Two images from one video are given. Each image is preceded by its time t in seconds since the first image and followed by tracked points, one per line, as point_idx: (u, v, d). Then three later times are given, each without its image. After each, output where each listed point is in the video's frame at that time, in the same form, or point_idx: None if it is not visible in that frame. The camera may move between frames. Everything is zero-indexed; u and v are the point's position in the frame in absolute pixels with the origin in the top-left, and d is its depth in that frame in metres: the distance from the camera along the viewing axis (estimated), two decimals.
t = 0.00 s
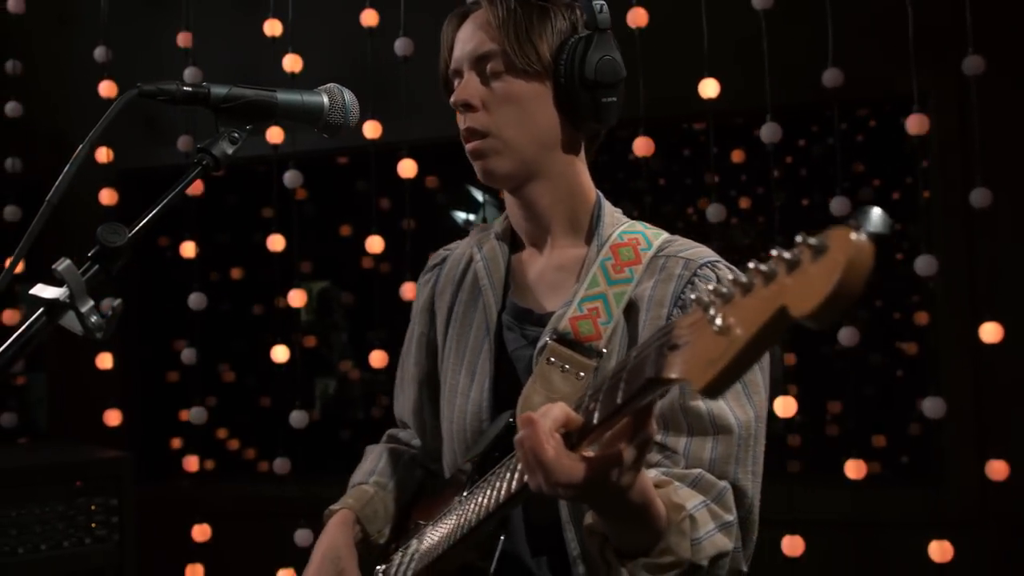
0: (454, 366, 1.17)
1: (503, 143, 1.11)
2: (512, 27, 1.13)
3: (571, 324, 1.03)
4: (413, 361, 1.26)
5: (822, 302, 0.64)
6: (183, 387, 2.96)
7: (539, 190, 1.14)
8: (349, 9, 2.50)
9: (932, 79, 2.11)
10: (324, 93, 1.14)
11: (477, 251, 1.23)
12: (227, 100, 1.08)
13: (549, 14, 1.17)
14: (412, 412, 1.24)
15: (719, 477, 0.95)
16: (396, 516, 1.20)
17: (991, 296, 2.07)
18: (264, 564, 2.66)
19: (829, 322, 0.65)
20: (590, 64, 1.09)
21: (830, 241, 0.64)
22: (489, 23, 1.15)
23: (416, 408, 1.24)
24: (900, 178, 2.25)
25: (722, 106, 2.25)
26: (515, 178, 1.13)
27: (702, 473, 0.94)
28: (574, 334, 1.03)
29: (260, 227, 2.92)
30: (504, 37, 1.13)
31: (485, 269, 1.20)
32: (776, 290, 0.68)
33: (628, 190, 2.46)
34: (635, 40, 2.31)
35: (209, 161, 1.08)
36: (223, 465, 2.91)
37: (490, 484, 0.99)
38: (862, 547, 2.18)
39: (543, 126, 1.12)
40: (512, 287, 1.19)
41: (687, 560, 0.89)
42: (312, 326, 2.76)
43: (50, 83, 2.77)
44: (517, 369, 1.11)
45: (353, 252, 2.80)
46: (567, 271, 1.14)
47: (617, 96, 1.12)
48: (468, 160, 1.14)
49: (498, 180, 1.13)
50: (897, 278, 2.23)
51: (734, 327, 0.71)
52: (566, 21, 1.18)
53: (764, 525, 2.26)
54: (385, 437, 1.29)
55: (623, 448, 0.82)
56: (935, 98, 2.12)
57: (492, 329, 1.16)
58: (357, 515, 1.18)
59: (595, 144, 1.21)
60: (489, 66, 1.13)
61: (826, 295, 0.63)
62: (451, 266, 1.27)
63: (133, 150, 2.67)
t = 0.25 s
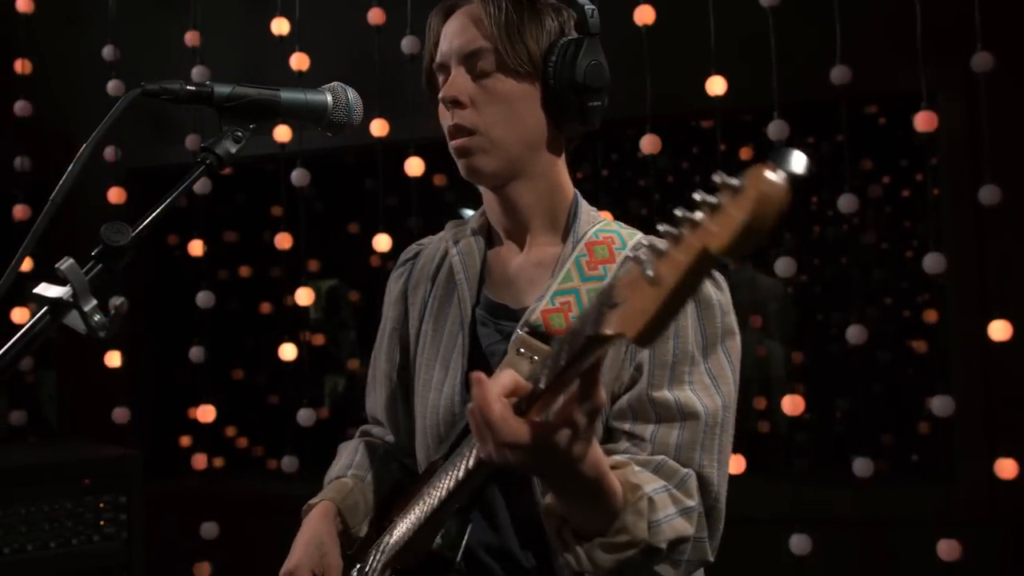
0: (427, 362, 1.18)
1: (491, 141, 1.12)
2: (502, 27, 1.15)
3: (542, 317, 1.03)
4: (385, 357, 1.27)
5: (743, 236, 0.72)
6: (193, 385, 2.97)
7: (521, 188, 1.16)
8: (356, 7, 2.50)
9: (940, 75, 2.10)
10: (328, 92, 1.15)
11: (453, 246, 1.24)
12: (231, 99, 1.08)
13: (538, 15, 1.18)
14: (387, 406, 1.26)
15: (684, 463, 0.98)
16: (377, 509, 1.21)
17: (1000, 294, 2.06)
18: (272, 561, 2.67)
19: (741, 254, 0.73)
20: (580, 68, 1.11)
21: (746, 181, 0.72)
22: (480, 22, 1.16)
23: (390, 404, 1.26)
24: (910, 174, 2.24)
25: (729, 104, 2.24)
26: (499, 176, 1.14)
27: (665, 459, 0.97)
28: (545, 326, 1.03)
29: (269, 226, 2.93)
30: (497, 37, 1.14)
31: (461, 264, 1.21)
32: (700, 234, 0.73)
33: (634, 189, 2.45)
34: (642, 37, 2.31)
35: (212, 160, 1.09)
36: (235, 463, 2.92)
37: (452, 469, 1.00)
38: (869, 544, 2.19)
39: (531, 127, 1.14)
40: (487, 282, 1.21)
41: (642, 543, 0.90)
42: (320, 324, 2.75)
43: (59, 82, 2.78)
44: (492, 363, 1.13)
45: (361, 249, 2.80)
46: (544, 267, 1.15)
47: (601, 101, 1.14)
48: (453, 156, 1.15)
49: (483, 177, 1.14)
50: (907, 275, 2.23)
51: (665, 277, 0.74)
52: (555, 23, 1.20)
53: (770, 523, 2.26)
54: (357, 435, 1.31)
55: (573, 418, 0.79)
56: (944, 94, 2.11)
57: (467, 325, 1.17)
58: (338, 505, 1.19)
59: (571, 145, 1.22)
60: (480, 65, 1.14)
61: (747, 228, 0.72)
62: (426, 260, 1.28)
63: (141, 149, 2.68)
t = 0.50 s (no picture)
0: (414, 362, 1.18)
1: (470, 145, 1.11)
2: (476, 32, 1.13)
3: (524, 312, 1.00)
4: (372, 361, 1.27)
5: (696, 206, 0.69)
6: (200, 384, 2.97)
7: (501, 189, 1.15)
8: (364, 6, 2.50)
9: (949, 74, 2.09)
10: (331, 91, 1.15)
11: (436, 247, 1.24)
12: (234, 99, 1.09)
13: (511, 16, 1.16)
14: (376, 409, 1.26)
15: (668, 452, 0.96)
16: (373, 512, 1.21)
17: (1010, 293, 2.05)
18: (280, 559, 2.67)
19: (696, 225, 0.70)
20: (555, 69, 1.08)
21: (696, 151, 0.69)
22: (453, 27, 1.14)
23: (379, 406, 1.26)
24: (920, 173, 2.23)
25: (738, 102, 2.24)
26: (480, 180, 1.13)
27: (648, 449, 0.95)
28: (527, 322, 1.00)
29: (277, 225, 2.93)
30: (472, 42, 1.12)
31: (445, 263, 1.21)
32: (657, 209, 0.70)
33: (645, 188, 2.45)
34: (649, 36, 2.30)
35: (215, 160, 1.09)
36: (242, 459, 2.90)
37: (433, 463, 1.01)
38: (877, 544, 2.18)
39: (509, 130, 1.12)
40: (470, 281, 1.21)
41: (624, 532, 0.87)
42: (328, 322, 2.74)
43: (68, 81, 2.79)
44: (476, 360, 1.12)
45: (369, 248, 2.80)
46: (525, 265, 1.15)
47: (579, 100, 1.12)
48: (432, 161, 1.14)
49: (463, 182, 1.13)
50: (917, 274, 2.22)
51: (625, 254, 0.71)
52: (529, 26, 1.17)
53: (778, 523, 2.26)
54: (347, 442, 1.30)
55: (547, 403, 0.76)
56: (953, 93, 2.10)
57: (452, 322, 1.17)
58: (336, 504, 1.19)
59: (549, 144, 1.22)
60: (456, 70, 1.12)
61: (699, 196, 0.68)
62: (411, 262, 1.28)
63: (150, 148, 2.69)
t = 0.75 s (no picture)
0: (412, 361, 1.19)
1: (453, 148, 1.10)
2: (452, 35, 1.12)
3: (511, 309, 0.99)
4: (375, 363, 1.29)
5: (621, 193, 0.69)
6: (206, 382, 2.98)
7: (489, 189, 1.14)
8: (369, 5, 2.50)
9: (955, 73, 2.09)
10: (332, 91, 1.15)
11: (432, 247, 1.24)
12: (234, 99, 1.10)
13: (487, 17, 1.15)
14: (380, 410, 1.27)
15: (655, 448, 0.92)
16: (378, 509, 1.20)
17: (1016, 292, 2.04)
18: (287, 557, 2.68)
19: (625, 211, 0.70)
20: (532, 66, 1.07)
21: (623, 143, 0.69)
22: (429, 33, 1.13)
23: (384, 407, 1.27)
24: (927, 172, 2.22)
25: (743, 101, 2.24)
26: (466, 182, 1.12)
27: (635, 446, 0.91)
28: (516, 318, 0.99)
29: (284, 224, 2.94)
30: (446, 46, 1.11)
31: (440, 262, 1.21)
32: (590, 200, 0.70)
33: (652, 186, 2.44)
34: (654, 35, 2.30)
35: (215, 161, 1.10)
36: (248, 458, 2.90)
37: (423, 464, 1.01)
38: (882, 543, 2.18)
39: (492, 130, 1.11)
40: (464, 278, 1.20)
41: (607, 530, 0.83)
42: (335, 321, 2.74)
43: (75, 81, 2.80)
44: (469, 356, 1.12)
45: (375, 247, 2.81)
46: (518, 262, 1.14)
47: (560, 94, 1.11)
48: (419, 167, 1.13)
49: (451, 185, 1.12)
50: (924, 272, 2.22)
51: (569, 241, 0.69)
52: (506, 25, 1.16)
53: (782, 522, 2.26)
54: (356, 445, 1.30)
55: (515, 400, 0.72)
56: (960, 92, 2.09)
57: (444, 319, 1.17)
58: (342, 506, 1.19)
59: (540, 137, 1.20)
60: (433, 75, 1.11)
61: (624, 185, 0.69)
62: (410, 265, 1.29)
63: (156, 148, 2.70)
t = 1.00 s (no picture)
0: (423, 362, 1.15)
1: (473, 147, 1.01)
2: (472, 32, 1.03)
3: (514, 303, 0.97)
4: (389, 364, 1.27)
5: (537, 190, 0.58)
6: (216, 381, 2.99)
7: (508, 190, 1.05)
8: (376, 5, 2.51)
9: (963, 72, 2.08)
10: (335, 92, 1.15)
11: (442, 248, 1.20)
12: (238, 100, 1.10)
13: (505, 17, 1.07)
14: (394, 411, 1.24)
15: (655, 449, 0.86)
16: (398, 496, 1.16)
17: None
18: (295, 555, 2.69)
19: (544, 210, 0.58)
20: (553, 64, 0.99)
21: (548, 129, 0.57)
22: (446, 26, 1.04)
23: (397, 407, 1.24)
24: (937, 170, 2.20)
25: (750, 100, 2.23)
26: (483, 183, 1.03)
27: (633, 446, 0.86)
28: (519, 313, 0.96)
29: (291, 223, 2.94)
30: (468, 41, 1.03)
31: (449, 262, 1.18)
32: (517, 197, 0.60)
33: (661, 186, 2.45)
34: (661, 34, 2.30)
35: (219, 161, 1.11)
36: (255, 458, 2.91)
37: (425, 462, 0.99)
38: (889, 543, 2.17)
39: (512, 132, 1.02)
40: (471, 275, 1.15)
41: (600, 535, 0.79)
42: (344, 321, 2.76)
43: (84, 81, 2.80)
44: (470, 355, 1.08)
45: (383, 246, 2.81)
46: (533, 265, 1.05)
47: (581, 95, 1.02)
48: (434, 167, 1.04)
49: (468, 185, 1.03)
50: (934, 272, 2.20)
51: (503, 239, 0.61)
52: (524, 26, 1.09)
53: (789, 522, 2.26)
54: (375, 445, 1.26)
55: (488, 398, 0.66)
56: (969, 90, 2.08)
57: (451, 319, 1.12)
58: (362, 499, 1.15)
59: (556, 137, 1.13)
60: (450, 72, 1.02)
61: (544, 180, 0.57)
62: (422, 265, 1.26)
63: (164, 147, 2.71)
